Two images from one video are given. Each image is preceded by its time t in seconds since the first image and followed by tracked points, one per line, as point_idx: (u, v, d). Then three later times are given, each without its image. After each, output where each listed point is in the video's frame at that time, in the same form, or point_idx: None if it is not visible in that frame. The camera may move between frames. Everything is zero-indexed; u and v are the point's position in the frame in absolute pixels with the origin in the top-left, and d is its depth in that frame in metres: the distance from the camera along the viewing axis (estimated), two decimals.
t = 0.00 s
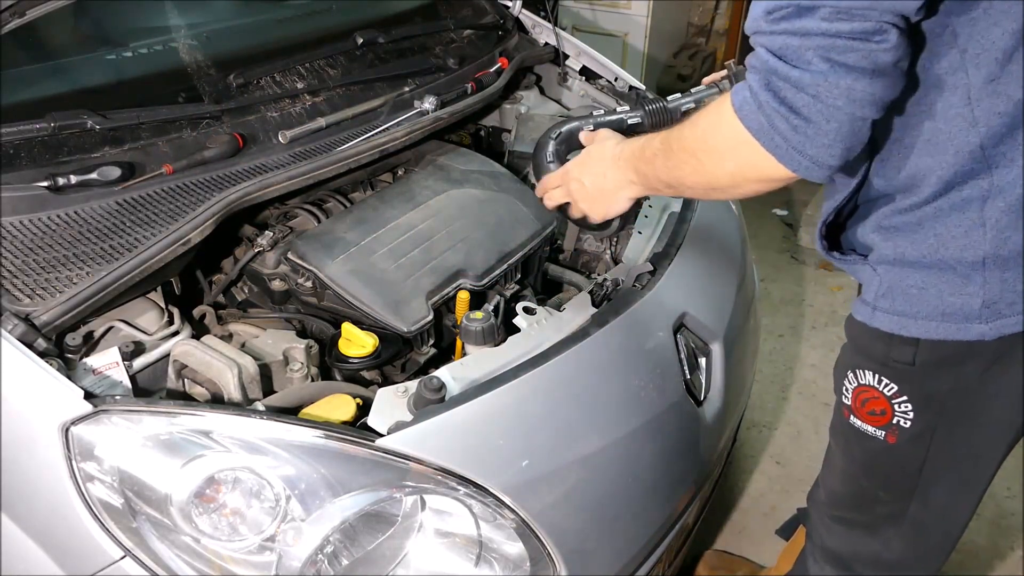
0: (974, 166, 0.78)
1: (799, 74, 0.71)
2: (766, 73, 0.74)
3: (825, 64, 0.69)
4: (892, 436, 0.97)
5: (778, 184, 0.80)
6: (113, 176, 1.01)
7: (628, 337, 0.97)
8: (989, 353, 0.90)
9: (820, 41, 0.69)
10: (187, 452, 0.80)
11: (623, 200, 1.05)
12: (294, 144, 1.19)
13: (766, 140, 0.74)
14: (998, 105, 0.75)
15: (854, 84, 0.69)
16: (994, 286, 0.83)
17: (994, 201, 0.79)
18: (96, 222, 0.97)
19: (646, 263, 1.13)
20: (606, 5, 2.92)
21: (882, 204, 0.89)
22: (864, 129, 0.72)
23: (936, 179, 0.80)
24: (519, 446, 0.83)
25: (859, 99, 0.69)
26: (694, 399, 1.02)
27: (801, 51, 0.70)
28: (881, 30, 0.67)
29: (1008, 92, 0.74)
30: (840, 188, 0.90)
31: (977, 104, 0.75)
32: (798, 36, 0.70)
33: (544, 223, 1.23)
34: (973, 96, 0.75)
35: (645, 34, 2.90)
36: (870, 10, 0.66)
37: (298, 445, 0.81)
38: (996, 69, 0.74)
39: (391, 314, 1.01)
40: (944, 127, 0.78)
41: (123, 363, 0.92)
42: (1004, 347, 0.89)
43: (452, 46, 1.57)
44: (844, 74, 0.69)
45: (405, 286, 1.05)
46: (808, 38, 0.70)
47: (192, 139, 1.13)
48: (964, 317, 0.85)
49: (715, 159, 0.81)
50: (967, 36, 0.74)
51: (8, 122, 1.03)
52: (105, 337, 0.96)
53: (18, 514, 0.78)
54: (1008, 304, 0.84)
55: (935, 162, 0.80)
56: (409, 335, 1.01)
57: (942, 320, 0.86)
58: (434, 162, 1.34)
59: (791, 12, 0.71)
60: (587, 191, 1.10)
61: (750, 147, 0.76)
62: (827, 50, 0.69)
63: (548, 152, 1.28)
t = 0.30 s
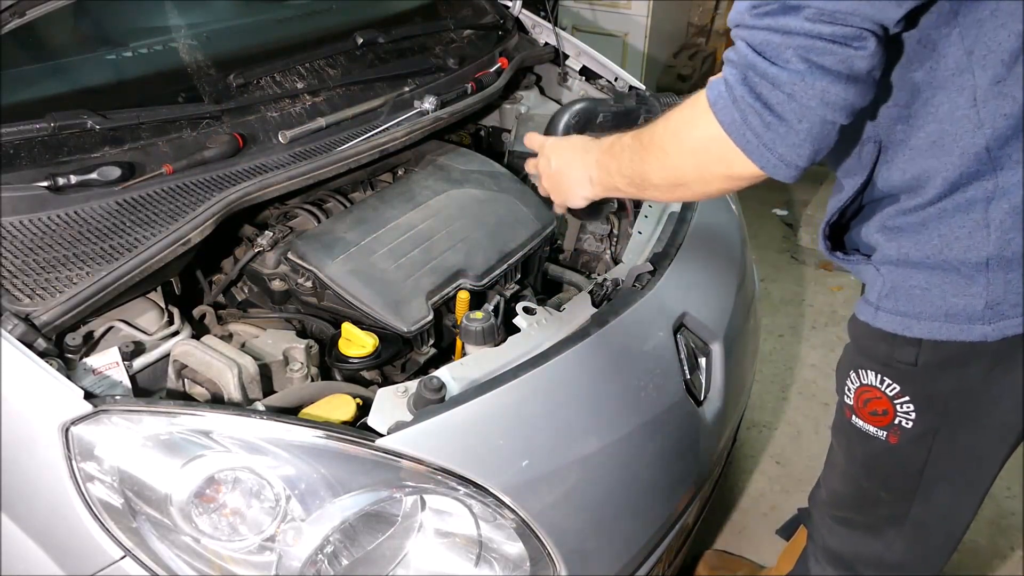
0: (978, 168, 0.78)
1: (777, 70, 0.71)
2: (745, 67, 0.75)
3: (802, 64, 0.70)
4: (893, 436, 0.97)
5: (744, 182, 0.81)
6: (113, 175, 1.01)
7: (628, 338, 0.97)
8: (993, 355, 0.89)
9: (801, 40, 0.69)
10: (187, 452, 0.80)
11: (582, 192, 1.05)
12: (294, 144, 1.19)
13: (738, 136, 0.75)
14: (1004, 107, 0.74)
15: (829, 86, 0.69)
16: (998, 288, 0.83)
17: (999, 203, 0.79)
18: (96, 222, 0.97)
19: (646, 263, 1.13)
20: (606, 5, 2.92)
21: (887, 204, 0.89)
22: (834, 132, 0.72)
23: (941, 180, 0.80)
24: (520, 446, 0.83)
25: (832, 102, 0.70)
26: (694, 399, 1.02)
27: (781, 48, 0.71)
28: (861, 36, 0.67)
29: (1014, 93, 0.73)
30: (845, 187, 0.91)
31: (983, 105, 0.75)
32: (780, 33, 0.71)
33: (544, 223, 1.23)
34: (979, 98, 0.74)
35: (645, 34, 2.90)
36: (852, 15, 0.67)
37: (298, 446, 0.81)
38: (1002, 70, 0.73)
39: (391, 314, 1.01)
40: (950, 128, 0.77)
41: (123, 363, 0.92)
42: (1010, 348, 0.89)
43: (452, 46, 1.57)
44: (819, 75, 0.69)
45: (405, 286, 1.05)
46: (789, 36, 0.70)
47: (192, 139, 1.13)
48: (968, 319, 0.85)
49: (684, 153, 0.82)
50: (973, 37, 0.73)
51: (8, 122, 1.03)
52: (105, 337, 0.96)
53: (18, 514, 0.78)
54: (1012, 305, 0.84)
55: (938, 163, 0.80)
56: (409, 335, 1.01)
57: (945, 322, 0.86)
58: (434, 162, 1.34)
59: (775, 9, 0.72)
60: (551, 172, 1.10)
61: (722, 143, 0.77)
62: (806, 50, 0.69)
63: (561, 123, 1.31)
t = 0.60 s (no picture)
0: (979, 169, 0.78)
1: (772, 75, 0.72)
2: (741, 72, 0.75)
3: (796, 68, 0.70)
4: (894, 437, 0.97)
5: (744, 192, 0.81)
6: (113, 175, 1.01)
7: (628, 338, 0.97)
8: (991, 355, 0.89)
9: (794, 44, 0.69)
10: (187, 452, 0.80)
11: (589, 208, 1.02)
12: (294, 144, 1.19)
13: (736, 143, 0.75)
14: (1003, 107, 0.74)
15: (824, 89, 0.69)
16: (999, 288, 0.82)
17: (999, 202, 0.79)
18: (96, 222, 0.97)
19: (646, 263, 1.13)
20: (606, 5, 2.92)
21: (889, 205, 0.89)
22: (832, 135, 0.72)
23: (941, 182, 0.80)
24: (521, 445, 0.83)
25: (829, 105, 0.70)
26: (694, 399, 1.03)
27: (775, 53, 0.71)
28: (855, 39, 0.67)
29: (1012, 92, 0.73)
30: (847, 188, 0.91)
31: (982, 106, 0.74)
32: (773, 38, 0.71)
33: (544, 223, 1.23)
34: (978, 98, 0.74)
35: (645, 34, 2.90)
36: (845, 17, 0.66)
37: (298, 446, 0.81)
38: (1000, 70, 0.72)
39: (391, 315, 1.01)
40: (949, 129, 0.77)
41: (123, 363, 0.92)
42: (1010, 348, 0.88)
43: (452, 46, 1.57)
44: (814, 79, 0.69)
45: (404, 286, 1.05)
46: (783, 41, 0.70)
47: (192, 139, 1.13)
48: (969, 319, 0.85)
49: (685, 162, 0.82)
50: (971, 38, 0.73)
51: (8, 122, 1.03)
52: (105, 337, 0.96)
53: (18, 514, 0.78)
54: (1013, 305, 0.83)
55: (938, 165, 0.79)
56: (409, 335, 1.01)
57: (946, 323, 0.86)
58: (434, 162, 1.34)
59: (769, 15, 0.71)
60: (555, 191, 1.06)
61: (722, 151, 0.77)
62: (800, 54, 0.69)
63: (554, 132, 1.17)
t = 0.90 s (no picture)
0: (978, 174, 0.77)
1: (747, 101, 0.72)
2: (718, 99, 0.76)
3: (770, 93, 0.70)
4: (895, 439, 0.97)
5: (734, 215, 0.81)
6: (113, 176, 1.01)
7: (629, 338, 0.97)
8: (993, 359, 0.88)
9: (767, 70, 0.70)
10: (187, 452, 0.80)
11: (577, 243, 1.02)
12: (294, 143, 1.19)
13: (716, 166, 0.76)
14: (994, 114, 0.73)
15: (798, 112, 0.70)
16: (1000, 289, 0.82)
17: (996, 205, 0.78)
18: (96, 222, 0.97)
19: (646, 263, 1.14)
20: (606, 5, 2.92)
21: (889, 210, 0.88)
22: (810, 157, 0.73)
23: (941, 190, 0.79)
24: (521, 445, 0.83)
25: (804, 127, 0.70)
26: (693, 399, 1.03)
27: (749, 80, 0.71)
28: (824, 63, 0.68)
29: (1003, 99, 0.72)
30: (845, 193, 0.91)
31: (974, 115, 0.74)
32: (747, 65, 0.71)
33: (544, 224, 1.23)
34: (970, 106, 0.73)
35: (645, 34, 2.90)
36: (814, 44, 0.67)
37: (298, 446, 0.81)
38: (988, 79, 0.72)
39: (391, 315, 1.01)
40: (943, 140, 0.76)
41: (123, 363, 0.92)
42: (1010, 352, 0.88)
43: (452, 46, 1.57)
44: (788, 103, 0.70)
45: (404, 286, 1.05)
46: (756, 68, 0.71)
47: (192, 139, 1.13)
48: (970, 321, 0.85)
49: (669, 188, 0.82)
50: (958, 49, 0.72)
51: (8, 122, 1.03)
52: (105, 337, 0.96)
53: (18, 514, 0.78)
54: (1014, 307, 0.83)
55: (936, 174, 0.79)
56: (409, 335, 1.01)
57: (946, 325, 0.86)
58: (434, 162, 1.34)
59: (743, 43, 0.71)
60: (550, 227, 1.07)
61: (702, 174, 0.78)
62: (773, 80, 0.70)
63: (561, 177, 1.14)
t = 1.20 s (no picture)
0: (971, 179, 0.76)
1: (690, 107, 0.73)
2: (667, 103, 0.77)
3: (712, 101, 0.71)
4: (891, 442, 0.97)
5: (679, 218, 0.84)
6: (113, 176, 1.01)
7: (629, 338, 0.97)
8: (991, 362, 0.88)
9: (712, 79, 0.71)
10: (187, 452, 0.80)
11: (541, 253, 1.04)
12: (294, 143, 1.19)
13: (660, 167, 0.78)
14: (981, 118, 0.72)
15: (738, 122, 0.70)
16: (995, 290, 0.81)
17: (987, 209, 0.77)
18: (96, 222, 0.97)
19: (646, 263, 1.14)
20: (605, 5, 2.92)
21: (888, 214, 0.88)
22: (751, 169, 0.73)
23: (936, 196, 0.79)
24: (521, 446, 0.83)
25: (743, 137, 0.71)
26: (694, 399, 1.02)
27: (695, 87, 0.72)
28: (765, 77, 0.68)
29: (987, 102, 0.72)
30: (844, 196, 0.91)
31: (961, 119, 0.73)
32: (695, 73, 0.72)
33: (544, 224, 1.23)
34: (955, 112, 0.73)
35: (645, 34, 2.90)
36: (757, 57, 0.68)
37: (298, 446, 0.81)
38: (972, 84, 0.71)
39: (391, 315, 1.01)
40: (932, 147, 0.76)
41: (123, 363, 0.92)
42: (1008, 356, 0.88)
43: (452, 46, 1.57)
44: (728, 112, 0.71)
45: (404, 286, 1.05)
46: (702, 76, 0.72)
47: (192, 139, 1.13)
48: (966, 324, 0.84)
49: (617, 189, 0.84)
50: (938, 58, 0.72)
51: (8, 122, 1.03)
52: (105, 337, 0.96)
53: (18, 514, 0.78)
54: (1010, 310, 0.82)
55: (929, 180, 0.78)
56: (409, 335, 1.01)
57: (941, 328, 0.85)
58: (434, 162, 1.34)
59: (694, 52, 0.73)
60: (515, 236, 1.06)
61: (647, 173, 0.80)
62: (716, 88, 0.71)
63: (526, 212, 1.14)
